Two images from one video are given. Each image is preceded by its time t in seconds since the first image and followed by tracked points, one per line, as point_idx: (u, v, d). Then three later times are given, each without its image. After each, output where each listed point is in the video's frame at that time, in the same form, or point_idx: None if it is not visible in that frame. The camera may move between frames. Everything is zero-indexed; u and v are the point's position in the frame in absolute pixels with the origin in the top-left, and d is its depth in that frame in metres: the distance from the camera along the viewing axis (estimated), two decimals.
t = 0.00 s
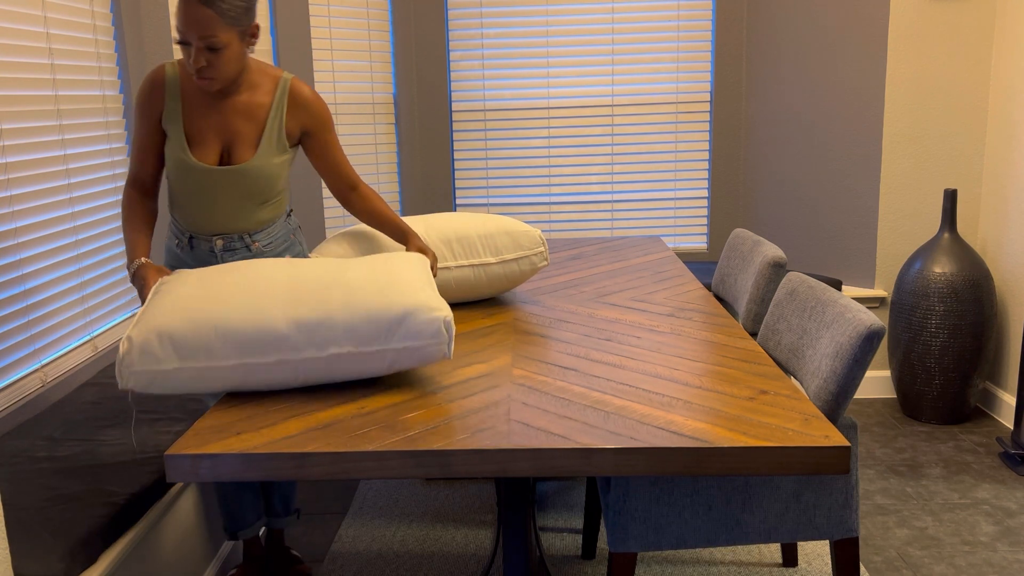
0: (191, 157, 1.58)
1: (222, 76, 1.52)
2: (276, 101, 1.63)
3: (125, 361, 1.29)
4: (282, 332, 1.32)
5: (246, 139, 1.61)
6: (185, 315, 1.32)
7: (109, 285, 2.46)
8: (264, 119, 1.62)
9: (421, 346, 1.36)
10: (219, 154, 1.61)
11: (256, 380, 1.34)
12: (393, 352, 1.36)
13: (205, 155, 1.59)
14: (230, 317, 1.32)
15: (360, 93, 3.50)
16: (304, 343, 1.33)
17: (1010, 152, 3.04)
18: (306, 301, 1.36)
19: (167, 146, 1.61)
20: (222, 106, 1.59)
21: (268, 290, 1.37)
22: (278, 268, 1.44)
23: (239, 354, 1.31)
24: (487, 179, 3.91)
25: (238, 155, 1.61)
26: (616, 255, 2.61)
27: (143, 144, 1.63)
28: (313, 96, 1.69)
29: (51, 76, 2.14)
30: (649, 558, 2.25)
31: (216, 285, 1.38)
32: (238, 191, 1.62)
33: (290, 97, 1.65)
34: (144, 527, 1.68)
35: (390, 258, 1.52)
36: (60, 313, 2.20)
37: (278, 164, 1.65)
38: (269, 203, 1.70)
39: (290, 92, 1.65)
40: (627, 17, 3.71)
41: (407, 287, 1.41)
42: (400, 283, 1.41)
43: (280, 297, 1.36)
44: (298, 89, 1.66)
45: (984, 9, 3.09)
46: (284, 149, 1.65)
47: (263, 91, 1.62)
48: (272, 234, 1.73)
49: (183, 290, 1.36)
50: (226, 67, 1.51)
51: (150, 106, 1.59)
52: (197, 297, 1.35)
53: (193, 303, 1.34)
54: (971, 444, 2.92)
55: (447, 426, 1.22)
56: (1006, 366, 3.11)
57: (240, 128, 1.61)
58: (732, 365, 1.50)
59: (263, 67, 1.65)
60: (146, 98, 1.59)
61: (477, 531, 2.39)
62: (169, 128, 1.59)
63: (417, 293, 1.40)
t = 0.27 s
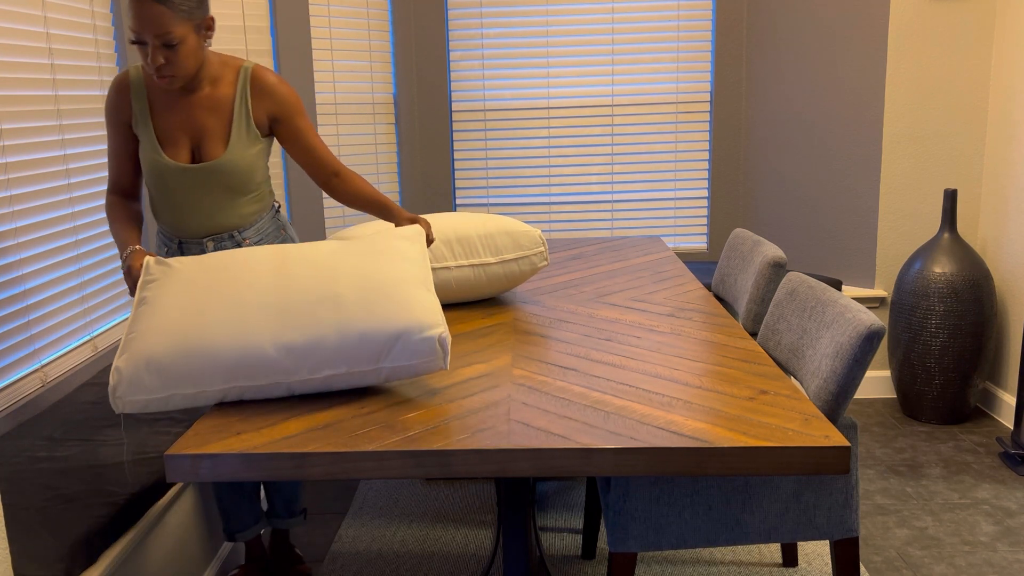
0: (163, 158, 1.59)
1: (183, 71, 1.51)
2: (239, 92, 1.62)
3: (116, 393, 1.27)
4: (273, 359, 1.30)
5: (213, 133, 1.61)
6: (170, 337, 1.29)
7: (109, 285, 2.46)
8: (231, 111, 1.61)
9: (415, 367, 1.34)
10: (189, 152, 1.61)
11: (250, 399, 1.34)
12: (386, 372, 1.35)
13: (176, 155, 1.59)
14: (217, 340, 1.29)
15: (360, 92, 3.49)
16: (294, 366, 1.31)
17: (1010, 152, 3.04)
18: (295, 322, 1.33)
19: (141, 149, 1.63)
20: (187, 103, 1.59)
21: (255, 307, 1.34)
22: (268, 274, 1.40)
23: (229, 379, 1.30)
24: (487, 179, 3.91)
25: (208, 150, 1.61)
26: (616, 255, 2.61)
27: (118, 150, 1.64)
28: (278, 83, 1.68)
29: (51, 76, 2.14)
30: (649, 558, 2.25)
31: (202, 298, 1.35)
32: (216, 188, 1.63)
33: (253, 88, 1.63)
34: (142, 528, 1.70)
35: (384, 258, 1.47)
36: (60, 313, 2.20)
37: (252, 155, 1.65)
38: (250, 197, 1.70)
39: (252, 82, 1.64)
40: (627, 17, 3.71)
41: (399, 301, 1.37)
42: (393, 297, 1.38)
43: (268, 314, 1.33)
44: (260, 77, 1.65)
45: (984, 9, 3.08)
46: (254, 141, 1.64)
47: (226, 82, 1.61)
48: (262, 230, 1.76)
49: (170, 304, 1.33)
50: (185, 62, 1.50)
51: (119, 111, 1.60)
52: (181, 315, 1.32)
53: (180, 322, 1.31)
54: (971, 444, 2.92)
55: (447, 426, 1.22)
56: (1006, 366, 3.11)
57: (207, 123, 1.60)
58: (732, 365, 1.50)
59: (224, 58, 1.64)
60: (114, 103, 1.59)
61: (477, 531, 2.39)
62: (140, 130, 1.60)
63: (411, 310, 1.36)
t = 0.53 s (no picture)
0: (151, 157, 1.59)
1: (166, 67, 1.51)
2: (222, 88, 1.63)
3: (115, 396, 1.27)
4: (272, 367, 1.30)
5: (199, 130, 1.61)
6: (167, 346, 1.28)
7: (109, 285, 2.47)
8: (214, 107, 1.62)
9: (416, 375, 1.34)
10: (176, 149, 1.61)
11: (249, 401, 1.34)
12: (387, 379, 1.35)
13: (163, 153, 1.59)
14: (216, 349, 1.28)
15: (360, 92, 3.49)
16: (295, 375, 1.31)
17: (1010, 152, 3.03)
18: (295, 330, 1.31)
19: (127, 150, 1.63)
20: (171, 101, 1.59)
21: (254, 313, 1.32)
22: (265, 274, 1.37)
23: (229, 388, 1.30)
24: (487, 179, 3.91)
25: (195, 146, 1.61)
26: (615, 255, 2.61)
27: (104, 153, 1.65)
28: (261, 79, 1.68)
29: (51, 76, 2.14)
30: (649, 558, 2.25)
31: (198, 302, 1.32)
32: (205, 183, 1.62)
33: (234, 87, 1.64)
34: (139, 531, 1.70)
35: (384, 255, 1.44)
36: (60, 313, 2.19)
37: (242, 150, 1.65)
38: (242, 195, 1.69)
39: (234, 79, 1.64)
40: (627, 17, 3.71)
41: (400, 308, 1.36)
42: (394, 304, 1.36)
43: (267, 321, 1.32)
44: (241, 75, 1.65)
45: (984, 9, 3.09)
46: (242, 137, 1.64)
47: (209, 79, 1.62)
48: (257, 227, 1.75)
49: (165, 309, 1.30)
50: (168, 58, 1.50)
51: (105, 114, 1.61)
52: (180, 319, 1.30)
53: (178, 328, 1.29)
54: (971, 444, 2.91)
55: (447, 426, 1.22)
56: (1006, 366, 3.11)
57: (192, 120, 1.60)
58: (732, 365, 1.50)
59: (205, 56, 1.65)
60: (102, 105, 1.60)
61: (477, 531, 2.39)
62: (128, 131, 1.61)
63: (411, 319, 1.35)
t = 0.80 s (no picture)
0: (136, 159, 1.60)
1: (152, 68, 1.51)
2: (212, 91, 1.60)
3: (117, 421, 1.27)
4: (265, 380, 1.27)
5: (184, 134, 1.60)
6: (156, 371, 1.24)
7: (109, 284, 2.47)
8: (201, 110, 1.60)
9: (412, 374, 1.30)
10: (160, 153, 1.61)
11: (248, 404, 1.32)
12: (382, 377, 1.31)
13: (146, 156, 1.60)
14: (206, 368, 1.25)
15: (360, 92, 3.49)
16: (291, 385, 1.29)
17: (1010, 152, 3.03)
18: (283, 342, 1.26)
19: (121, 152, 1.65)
20: (160, 103, 1.60)
21: (239, 324, 1.26)
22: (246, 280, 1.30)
23: (226, 400, 1.28)
24: (487, 179, 3.91)
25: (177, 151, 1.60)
26: (615, 255, 2.61)
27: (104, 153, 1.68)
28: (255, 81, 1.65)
29: (51, 76, 2.14)
30: (649, 558, 2.25)
31: (180, 316, 1.26)
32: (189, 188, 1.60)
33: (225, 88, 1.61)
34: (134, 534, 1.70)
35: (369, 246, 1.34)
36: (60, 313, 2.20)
37: (225, 155, 1.62)
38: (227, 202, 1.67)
39: (225, 80, 1.62)
40: (627, 17, 3.71)
41: (390, 312, 1.29)
42: (383, 307, 1.29)
43: (254, 335, 1.27)
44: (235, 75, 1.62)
45: (984, 9, 3.09)
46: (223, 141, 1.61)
47: (200, 81, 1.60)
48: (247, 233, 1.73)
49: (147, 331, 1.24)
50: (154, 59, 1.50)
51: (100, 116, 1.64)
52: (165, 342, 1.26)
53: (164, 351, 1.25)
54: (971, 444, 2.91)
55: (448, 426, 1.22)
56: (1006, 366, 3.11)
57: (178, 123, 1.60)
58: (732, 365, 1.50)
59: (200, 57, 1.63)
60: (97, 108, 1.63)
61: (477, 531, 2.39)
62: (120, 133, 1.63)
63: (403, 324, 1.28)
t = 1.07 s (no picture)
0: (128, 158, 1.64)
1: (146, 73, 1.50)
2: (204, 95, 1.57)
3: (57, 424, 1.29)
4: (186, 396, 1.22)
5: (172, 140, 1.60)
6: (81, 394, 1.22)
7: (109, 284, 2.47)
8: (191, 116, 1.58)
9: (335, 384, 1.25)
10: (150, 155, 1.63)
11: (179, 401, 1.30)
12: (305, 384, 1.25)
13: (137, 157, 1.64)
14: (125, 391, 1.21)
15: (360, 92, 3.49)
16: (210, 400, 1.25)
17: (1010, 152, 3.03)
18: (198, 366, 1.20)
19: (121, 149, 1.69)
20: (157, 105, 1.61)
21: (150, 346, 1.19)
22: (144, 300, 1.18)
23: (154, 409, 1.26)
24: (487, 179, 3.91)
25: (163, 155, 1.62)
26: (615, 255, 2.61)
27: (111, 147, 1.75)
28: (252, 84, 1.59)
29: (51, 76, 2.14)
30: (649, 558, 2.25)
31: (93, 339, 1.20)
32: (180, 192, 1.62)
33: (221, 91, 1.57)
34: (138, 534, 1.69)
35: (270, 256, 1.18)
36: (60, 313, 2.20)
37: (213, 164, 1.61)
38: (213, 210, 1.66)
39: (223, 85, 1.57)
40: (627, 17, 3.71)
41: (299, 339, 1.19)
42: (289, 334, 1.19)
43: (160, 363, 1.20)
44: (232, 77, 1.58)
45: (984, 9, 3.09)
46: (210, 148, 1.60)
47: (196, 85, 1.58)
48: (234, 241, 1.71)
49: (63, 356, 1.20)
50: (148, 64, 1.49)
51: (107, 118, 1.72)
52: (80, 369, 1.21)
53: (80, 380, 1.22)
54: (971, 444, 2.91)
55: (447, 426, 1.22)
56: (1006, 366, 3.11)
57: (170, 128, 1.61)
58: (732, 365, 1.50)
59: (204, 56, 1.60)
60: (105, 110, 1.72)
61: (477, 531, 2.39)
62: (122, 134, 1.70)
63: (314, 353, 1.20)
